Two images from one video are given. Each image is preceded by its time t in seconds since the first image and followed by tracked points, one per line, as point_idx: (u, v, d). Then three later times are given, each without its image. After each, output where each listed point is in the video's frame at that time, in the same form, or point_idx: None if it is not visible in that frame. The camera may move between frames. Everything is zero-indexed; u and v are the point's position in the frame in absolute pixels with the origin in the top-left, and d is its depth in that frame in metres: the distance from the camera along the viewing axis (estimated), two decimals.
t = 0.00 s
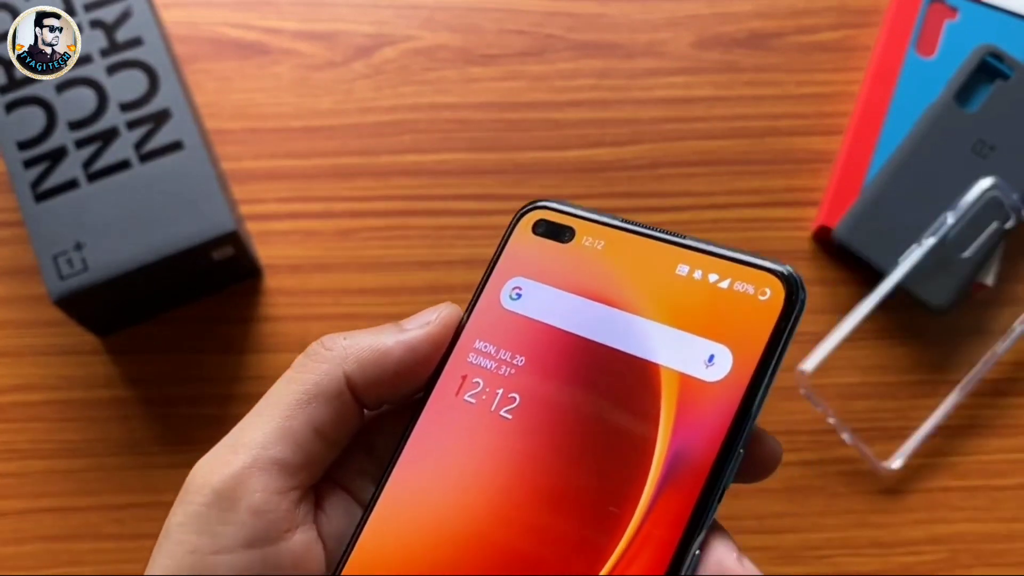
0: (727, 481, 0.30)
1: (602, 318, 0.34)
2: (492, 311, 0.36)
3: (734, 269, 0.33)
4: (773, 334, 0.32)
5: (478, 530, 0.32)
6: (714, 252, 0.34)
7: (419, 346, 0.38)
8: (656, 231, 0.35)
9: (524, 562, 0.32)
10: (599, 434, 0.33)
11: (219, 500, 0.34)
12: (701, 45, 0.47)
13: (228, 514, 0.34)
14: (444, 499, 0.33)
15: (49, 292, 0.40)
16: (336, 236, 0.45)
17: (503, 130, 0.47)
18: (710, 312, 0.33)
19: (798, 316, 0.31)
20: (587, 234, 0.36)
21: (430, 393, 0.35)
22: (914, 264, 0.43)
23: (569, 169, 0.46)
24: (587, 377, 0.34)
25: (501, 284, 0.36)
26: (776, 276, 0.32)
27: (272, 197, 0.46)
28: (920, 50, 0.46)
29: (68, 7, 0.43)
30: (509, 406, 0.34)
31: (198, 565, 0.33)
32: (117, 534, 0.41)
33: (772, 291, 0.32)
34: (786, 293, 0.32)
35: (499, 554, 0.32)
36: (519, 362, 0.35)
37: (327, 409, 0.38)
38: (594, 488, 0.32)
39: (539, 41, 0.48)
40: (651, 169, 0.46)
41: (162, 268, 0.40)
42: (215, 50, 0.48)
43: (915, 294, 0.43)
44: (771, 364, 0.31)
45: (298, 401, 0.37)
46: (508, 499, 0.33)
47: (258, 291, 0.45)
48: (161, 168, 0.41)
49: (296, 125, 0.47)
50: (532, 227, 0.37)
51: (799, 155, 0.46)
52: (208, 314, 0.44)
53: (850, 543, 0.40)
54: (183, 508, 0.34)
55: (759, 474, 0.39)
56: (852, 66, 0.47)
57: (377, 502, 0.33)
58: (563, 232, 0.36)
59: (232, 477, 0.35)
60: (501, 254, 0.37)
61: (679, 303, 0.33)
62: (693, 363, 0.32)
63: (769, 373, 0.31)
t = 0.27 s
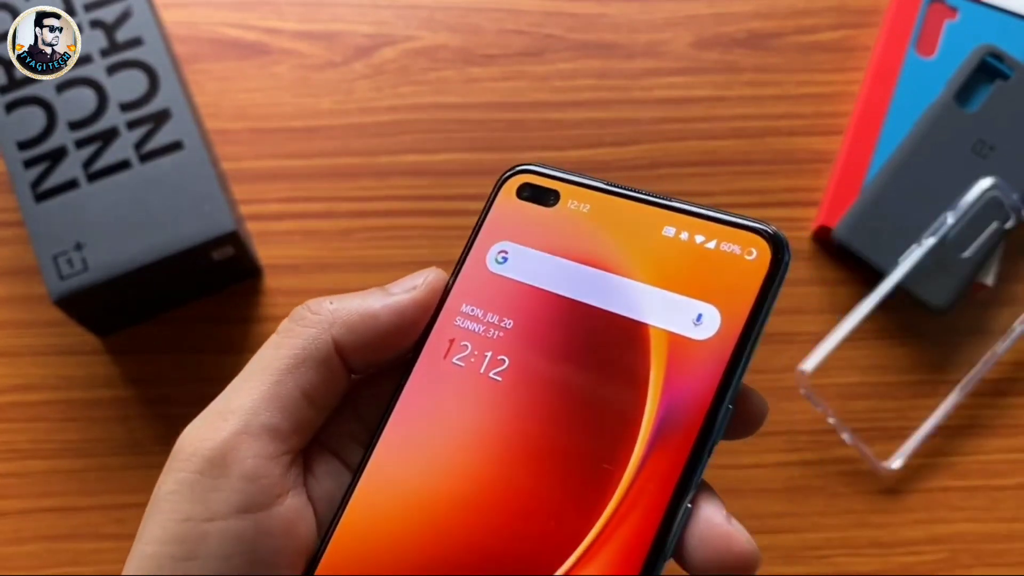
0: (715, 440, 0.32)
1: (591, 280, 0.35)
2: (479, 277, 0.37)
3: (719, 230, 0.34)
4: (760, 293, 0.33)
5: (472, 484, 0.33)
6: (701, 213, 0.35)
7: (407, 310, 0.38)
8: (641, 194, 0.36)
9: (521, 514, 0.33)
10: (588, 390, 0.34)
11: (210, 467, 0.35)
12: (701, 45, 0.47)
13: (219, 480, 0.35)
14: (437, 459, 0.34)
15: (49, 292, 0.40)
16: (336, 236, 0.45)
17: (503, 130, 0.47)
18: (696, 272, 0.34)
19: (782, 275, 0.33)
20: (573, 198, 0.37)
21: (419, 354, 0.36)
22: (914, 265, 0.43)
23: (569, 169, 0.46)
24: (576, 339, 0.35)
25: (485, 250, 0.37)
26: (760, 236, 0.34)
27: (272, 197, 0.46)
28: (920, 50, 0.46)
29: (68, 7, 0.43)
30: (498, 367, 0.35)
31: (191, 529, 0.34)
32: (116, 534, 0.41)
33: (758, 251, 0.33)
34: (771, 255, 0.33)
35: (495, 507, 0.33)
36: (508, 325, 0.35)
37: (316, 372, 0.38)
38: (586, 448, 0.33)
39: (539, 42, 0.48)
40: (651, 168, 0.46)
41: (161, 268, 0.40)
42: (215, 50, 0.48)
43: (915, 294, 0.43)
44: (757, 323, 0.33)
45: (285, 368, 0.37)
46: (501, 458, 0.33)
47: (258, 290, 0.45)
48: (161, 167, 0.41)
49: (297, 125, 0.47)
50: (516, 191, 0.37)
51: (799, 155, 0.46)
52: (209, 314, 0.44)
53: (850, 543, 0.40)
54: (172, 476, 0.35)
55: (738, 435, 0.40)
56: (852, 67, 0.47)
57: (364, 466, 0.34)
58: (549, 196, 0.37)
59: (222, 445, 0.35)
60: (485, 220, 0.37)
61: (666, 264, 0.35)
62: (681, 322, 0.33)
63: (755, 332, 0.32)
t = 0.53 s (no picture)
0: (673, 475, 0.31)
1: (546, 308, 0.35)
2: (433, 304, 0.36)
3: (674, 253, 0.34)
4: (716, 318, 0.33)
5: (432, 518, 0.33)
6: (654, 237, 0.35)
7: (362, 345, 0.38)
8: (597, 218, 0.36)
9: (480, 548, 0.32)
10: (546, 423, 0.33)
11: (161, 515, 0.34)
12: (701, 45, 0.47)
13: (172, 528, 0.34)
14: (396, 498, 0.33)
15: (50, 292, 0.40)
16: (336, 236, 0.45)
17: (504, 130, 0.47)
18: (651, 297, 0.34)
19: (737, 300, 0.32)
20: (528, 223, 0.37)
21: (373, 389, 0.35)
22: (914, 265, 0.43)
23: (569, 170, 0.46)
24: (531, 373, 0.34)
25: (443, 277, 0.37)
26: (716, 259, 0.33)
27: (272, 197, 0.46)
28: (920, 50, 0.46)
29: (68, 7, 0.43)
30: (455, 401, 0.34)
31: None
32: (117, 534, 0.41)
33: (713, 274, 0.33)
34: (727, 277, 0.33)
35: (455, 542, 0.32)
36: (464, 356, 0.35)
37: (271, 413, 0.37)
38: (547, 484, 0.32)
39: (539, 42, 0.48)
40: (651, 168, 0.46)
41: (162, 267, 0.40)
42: (215, 50, 0.48)
43: (915, 295, 0.43)
44: (714, 349, 0.32)
45: (239, 410, 0.37)
46: (460, 494, 0.33)
47: (258, 290, 0.45)
48: (162, 167, 0.41)
49: (297, 125, 0.47)
50: (472, 216, 0.37)
51: (799, 155, 0.46)
52: (209, 314, 0.44)
53: (849, 544, 0.40)
54: (126, 525, 0.34)
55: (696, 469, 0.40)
56: (852, 66, 0.47)
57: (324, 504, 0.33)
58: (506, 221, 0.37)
59: (173, 492, 0.34)
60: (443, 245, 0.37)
61: (622, 288, 0.34)
62: (638, 350, 0.33)
63: (712, 357, 0.32)
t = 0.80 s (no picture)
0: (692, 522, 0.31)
1: (559, 349, 0.35)
2: (444, 345, 0.36)
3: (689, 292, 0.34)
4: (734, 360, 0.33)
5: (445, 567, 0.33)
6: (667, 276, 0.35)
7: (367, 388, 0.38)
8: (609, 256, 0.36)
9: None
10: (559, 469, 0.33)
11: (161, 563, 0.34)
12: (701, 45, 0.47)
13: None
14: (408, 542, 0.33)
15: (49, 292, 0.40)
16: (336, 236, 0.45)
17: (503, 130, 0.47)
18: (665, 336, 0.34)
19: (756, 344, 0.33)
20: (538, 259, 0.36)
21: (382, 429, 0.35)
22: (914, 265, 0.43)
23: (569, 169, 0.46)
24: (543, 417, 0.34)
25: (452, 312, 0.36)
26: (735, 299, 0.33)
27: (272, 197, 0.46)
28: (920, 50, 0.46)
29: (68, 7, 0.43)
30: (464, 444, 0.34)
31: None
32: (117, 534, 0.41)
33: (731, 315, 0.33)
34: (745, 318, 0.33)
35: None
36: (474, 397, 0.35)
37: (272, 455, 0.37)
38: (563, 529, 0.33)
39: (539, 42, 0.48)
40: (651, 168, 0.46)
41: (162, 267, 0.40)
42: (215, 50, 0.48)
43: (915, 295, 0.43)
44: (734, 391, 0.32)
45: (241, 454, 0.36)
46: (475, 538, 0.33)
47: (258, 291, 0.45)
48: (161, 167, 0.41)
49: (297, 125, 0.47)
50: (479, 251, 0.37)
51: (799, 155, 0.46)
52: (209, 314, 0.44)
53: (849, 544, 0.40)
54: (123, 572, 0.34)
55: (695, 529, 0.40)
56: (852, 66, 0.47)
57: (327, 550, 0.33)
58: (514, 257, 0.37)
59: (173, 539, 0.34)
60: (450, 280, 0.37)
61: (636, 330, 0.34)
62: (654, 394, 0.33)
63: (732, 401, 0.32)
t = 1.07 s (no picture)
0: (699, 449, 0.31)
1: (556, 308, 0.35)
2: (444, 319, 0.36)
3: (677, 245, 0.34)
4: (725, 296, 0.33)
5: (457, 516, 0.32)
6: (656, 234, 0.35)
7: (353, 376, 0.38)
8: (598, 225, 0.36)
9: (508, 543, 0.31)
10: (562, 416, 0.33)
11: (165, 535, 0.33)
12: (701, 45, 0.47)
13: (175, 548, 0.33)
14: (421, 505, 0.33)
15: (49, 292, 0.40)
16: (336, 236, 0.45)
17: (504, 130, 0.47)
18: (662, 290, 0.34)
19: (744, 281, 0.33)
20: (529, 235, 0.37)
21: (391, 402, 0.35)
22: (914, 265, 0.43)
23: (570, 170, 0.46)
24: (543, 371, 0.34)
25: (449, 291, 0.37)
26: (722, 247, 0.34)
27: (272, 197, 0.46)
28: (920, 50, 0.46)
29: (68, 7, 0.43)
30: (473, 405, 0.34)
31: None
32: (116, 535, 0.41)
33: (719, 258, 0.33)
34: (732, 258, 0.33)
35: (483, 537, 0.32)
36: (479, 363, 0.35)
37: (265, 430, 0.37)
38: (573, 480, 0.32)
39: (539, 42, 0.48)
40: (651, 168, 0.46)
41: (162, 267, 0.40)
42: (216, 50, 0.48)
43: (915, 295, 0.43)
44: (727, 324, 0.32)
45: (233, 426, 0.36)
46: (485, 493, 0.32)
47: (258, 291, 0.45)
48: (162, 167, 0.41)
49: (297, 125, 0.47)
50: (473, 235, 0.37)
51: (799, 155, 0.46)
52: (209, 314, 0.44)
53: (849, 544, 0.40)
54: (132, 551, 0.33)
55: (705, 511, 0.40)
56: (852, 67, 0.47)
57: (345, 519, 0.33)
58: (506, 234, 0.37)
59: (174, 512, 0.34)
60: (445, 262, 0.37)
61: (633, 288, 0.34)
62: (653, 338, 0.33)
63: (728, 335, 0.32)
